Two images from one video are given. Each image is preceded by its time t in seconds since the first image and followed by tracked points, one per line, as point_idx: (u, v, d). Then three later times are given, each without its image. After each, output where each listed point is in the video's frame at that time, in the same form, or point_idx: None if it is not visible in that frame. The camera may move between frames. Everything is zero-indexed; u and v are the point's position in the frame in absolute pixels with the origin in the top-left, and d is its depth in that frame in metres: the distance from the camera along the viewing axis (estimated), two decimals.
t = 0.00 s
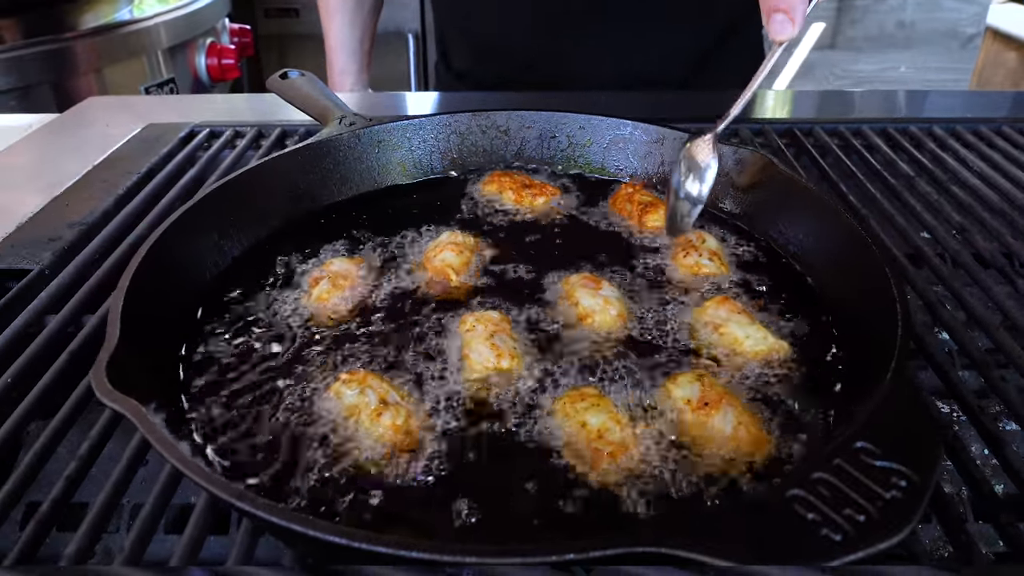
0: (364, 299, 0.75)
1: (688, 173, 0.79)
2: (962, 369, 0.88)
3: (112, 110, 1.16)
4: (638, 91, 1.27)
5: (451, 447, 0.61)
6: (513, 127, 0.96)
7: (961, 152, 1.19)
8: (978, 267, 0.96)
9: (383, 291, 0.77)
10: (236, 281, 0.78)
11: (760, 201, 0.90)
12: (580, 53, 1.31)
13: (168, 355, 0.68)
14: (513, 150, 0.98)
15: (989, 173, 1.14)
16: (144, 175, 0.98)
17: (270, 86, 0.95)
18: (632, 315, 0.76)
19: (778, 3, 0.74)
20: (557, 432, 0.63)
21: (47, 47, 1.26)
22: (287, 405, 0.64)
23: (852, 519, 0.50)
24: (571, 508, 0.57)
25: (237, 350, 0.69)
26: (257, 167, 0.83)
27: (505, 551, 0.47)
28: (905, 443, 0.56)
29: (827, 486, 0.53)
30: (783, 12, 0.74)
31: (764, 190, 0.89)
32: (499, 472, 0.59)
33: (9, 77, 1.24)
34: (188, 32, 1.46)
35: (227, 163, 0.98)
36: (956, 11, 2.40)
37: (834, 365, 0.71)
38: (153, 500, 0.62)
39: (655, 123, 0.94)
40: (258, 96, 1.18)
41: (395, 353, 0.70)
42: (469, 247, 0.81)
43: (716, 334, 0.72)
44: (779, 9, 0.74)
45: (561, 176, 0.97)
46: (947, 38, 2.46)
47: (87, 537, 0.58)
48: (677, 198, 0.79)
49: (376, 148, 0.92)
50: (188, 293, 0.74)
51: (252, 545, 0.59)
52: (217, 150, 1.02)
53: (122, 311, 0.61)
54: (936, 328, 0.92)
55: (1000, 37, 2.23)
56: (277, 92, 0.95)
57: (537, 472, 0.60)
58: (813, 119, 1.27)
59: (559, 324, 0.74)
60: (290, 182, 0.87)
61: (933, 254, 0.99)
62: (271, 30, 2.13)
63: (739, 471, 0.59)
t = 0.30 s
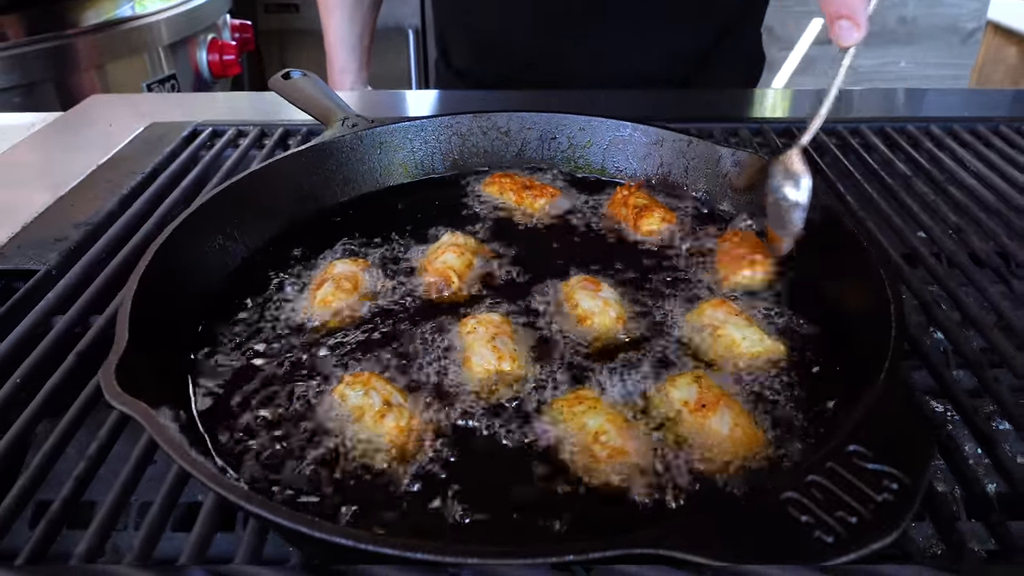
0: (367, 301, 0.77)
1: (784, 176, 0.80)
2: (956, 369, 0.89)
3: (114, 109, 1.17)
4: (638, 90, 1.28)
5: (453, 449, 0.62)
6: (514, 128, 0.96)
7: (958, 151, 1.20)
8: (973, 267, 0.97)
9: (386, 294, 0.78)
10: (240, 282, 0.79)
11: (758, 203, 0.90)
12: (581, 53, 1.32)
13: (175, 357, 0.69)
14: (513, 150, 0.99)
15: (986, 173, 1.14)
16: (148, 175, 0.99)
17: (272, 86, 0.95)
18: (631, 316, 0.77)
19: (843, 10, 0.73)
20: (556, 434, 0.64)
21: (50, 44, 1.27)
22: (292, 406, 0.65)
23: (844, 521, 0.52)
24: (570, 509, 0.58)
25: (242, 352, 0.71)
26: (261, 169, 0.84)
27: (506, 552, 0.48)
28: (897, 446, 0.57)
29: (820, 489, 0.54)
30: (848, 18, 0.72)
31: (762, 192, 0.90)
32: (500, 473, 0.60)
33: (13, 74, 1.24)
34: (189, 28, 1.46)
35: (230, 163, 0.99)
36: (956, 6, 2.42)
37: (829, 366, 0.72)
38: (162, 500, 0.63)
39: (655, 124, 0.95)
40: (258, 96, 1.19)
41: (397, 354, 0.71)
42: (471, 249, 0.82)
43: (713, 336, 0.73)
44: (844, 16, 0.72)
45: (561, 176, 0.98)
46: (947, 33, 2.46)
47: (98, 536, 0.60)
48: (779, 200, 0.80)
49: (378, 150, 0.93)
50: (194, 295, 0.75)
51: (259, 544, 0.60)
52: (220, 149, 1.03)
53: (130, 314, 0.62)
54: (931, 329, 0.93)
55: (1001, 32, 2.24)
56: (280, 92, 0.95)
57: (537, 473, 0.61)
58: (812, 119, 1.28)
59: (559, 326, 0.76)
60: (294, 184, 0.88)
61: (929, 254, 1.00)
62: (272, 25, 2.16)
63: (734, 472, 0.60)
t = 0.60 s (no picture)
0: (370, 302, 0.78)
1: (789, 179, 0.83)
2: (950, 369, 0.90)
3: (117, 108, 1.18)
4: (638, 90, 1.28)
5: (456, 449, 0.64)
6: (515, 129, 0.97)
7: (955, 151, 1.21)
8: (969, 267, 0.98)
9: (386, 294, 0.80)
10: (245, 283, 0.80)
11: (756, 204, 0.91)
12: (581, 53, 1.33)
13: (181, 358, 0.70)
14: (514, 151, 1.00)
15: (983, 173, 1.15)
16: (152, 175, 1.00)
17: (274, 85, 0.95)
18: (630, 317, 0.79)
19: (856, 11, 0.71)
20: (556, 436, 0.65)
21: (52, 41, 1.27)
22: (297, 407, 0.67)
23: (836, 523, 0.53)
24: (570, 510, 0.59)
25: (247, 353, 0.72)
26: (264, 171, 0.85)
27: (507, 553, 0.49)
28: (889, 449, 0.58)
29: (814, 491, 0.55)
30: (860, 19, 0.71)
31: (759, 193, 0.90)
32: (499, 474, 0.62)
33: (14, 71, 1.26)
34: (190, 25, 1.46)
35: (233, 163, 1.00)
36: (956, 1, 2.39)
37: (824, 367, 0.73)
38: (170, 498, 0.65)
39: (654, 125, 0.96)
40: (259, 95, 1.20)
41: (400, 356, 0.72)
42: (471, 250, 0.84)
43: (711, 337, 0.75)
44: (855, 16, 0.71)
45: (560, 177, 1.00)
46: (947, 28, 2.45)
47: (108, 534, 0.61)
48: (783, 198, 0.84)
49: (381, 151, 0.95)
50: (200, 296, 0.76)
51: (266, 542, 0.61)
52: (223, 148, 1.04)
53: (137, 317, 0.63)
54: (927, 329, 0.94)
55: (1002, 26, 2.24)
56: (282, 91, 0.95)
57: (538, 474, 0.62)
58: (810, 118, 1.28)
59: (557, 327, 0.77)
60: (297, 186, 0.89)
61: (924, 255, 1.01)
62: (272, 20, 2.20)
63: (731, 472, 0.62)
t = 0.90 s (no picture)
0: (373, 303, 0.79)
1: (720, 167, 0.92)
2: (944, 368, 0.92)
3: (120, 107, 1.19)
4: (638, 89, 1.29)
5: (458, 449, 0.65)
6: (516, 130, 0.99)
7: (952, 150, 1.22)
8: (964, 267, 0.99)
9: (389, 295, 0.81)
10: (250, 283, 0.82)
11: (755, 205, 0.93)
12: (581, 53, 1.34)
13: (188, 359, 0.72)
14: (515, 151, 1.01)
15: (979, 173, 1.16)
16: (156, 174, 1.01)
17: (276, 86, 0.95)
18: (630, 318, 0.80)
19: None
20: (557, 435, 0.67)
21: (55, 38, 1.28)
22: (303, 407, 0.68)
23: (828, 523, 0.54)
24: (570, 509, 0.61)
25: (253, 353, 0.73)
26: (268, 172, 0.86)
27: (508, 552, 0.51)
28: (881, 450, 0.60)
29: (807, 492, 0.57)
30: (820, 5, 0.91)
31: (757, 194, 0.92)
32: (501, 473, 0.63)
33: (17, 68, 1.26)
34: (191, 21, 1.48)
35: (236, 163, 1.01)
36: None
37: (819, 367, 0.74)
38: (179, 497, 0.66)
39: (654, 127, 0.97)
40: (261, 93, 1.21)
41: (402, 356, 0.74)
42: (475, 251, 0.85)
43: (708, 338, 0.76)
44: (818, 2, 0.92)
45: (561, 176, 1.01)
46: (946, 23, 2.46)
47: (118, 532, 0.62)
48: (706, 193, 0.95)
49: (383, 152, 0.96)
50: (206, 297, 0.78)
51: (273, 540, 0.62)
52: (226, 146, 1.05)
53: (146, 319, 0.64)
54: (922, 329, 0.95)
55: (1002, 20, 2.24)
56: (284, 92, 0.96)
57: (539, 474, 0.64)
58: (808, 118, 1.30)
59: (558, 327, 0.78)
60: (300, 186, 0.90)
61: (920, 254, 1.03)
62: (275, 14, 2.27)
63: (726, 472, 0.63)
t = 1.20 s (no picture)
0: (377, 303, 0.81)
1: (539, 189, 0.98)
2: (937, 368, 0.93)
3: (124, 106, 1.20)
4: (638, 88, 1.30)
5: (460, 450, 0.66)
6: (518, 130, 1.00)
7: (949, 150, 1.23)
8: (958, 266, 1.01)
9: (392, 295, 0.82)
10: (255, 284, 0.83)
11: (752, 206, 0.94)
12: (581, 52, 1.35)
13: (195, 359, 0.73)
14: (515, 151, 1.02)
15: (975, 172, 1.17)
16: (161, 174, 1.02)
17: (280, 85, 0.97)
18: (629, 319, 0.81)
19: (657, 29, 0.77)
20: (559, 433, 0.68)
21: (59, 35, 1.28)
22: (308, 407, 0.70)
23: (819, 522, 0.56)
24: (569, 508, 0.62)
25: (259, 353, 0.75)
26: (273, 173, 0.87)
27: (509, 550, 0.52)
28: (873, 451, 0.61)
29: (800, 492, 0.58)
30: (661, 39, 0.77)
31: (754, 195, 0.93)
32: (502, 473, 0.65)
33: (21, 65, 1.27)
34: (193, 17, 1.48)
35: (240, 163, 1.02)
36: None
37: (814, 368, 0.76)
38: (188, 495, 0.67)
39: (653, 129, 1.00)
40: (263, 90, 1.22)
41: (406, 357, 0.75)
42: (475, 252, 0.86)
43: (705, 338, 0.77)
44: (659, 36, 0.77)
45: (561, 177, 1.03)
46: (945, 18, 2.47)
47: (129, 528, 0.63)
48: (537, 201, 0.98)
49: (385, 153, 0.97)
50: (212, 298, 0.79)
51: (280, 536, 0.63)
52: (230, 145, 1.06)
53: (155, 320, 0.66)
54: (916, 328, 0.96)
55: (1001, 14, 2.24)
56: (287, 92, 0.97)
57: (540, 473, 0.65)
58: (806, 116, 1.30)
59: (559, 329, 0.80)
60: (304, 187, 0.92)
61: (915, 254, 1.04)
62: (275, 8, 2.29)
63: (723, 472, 0.65)
